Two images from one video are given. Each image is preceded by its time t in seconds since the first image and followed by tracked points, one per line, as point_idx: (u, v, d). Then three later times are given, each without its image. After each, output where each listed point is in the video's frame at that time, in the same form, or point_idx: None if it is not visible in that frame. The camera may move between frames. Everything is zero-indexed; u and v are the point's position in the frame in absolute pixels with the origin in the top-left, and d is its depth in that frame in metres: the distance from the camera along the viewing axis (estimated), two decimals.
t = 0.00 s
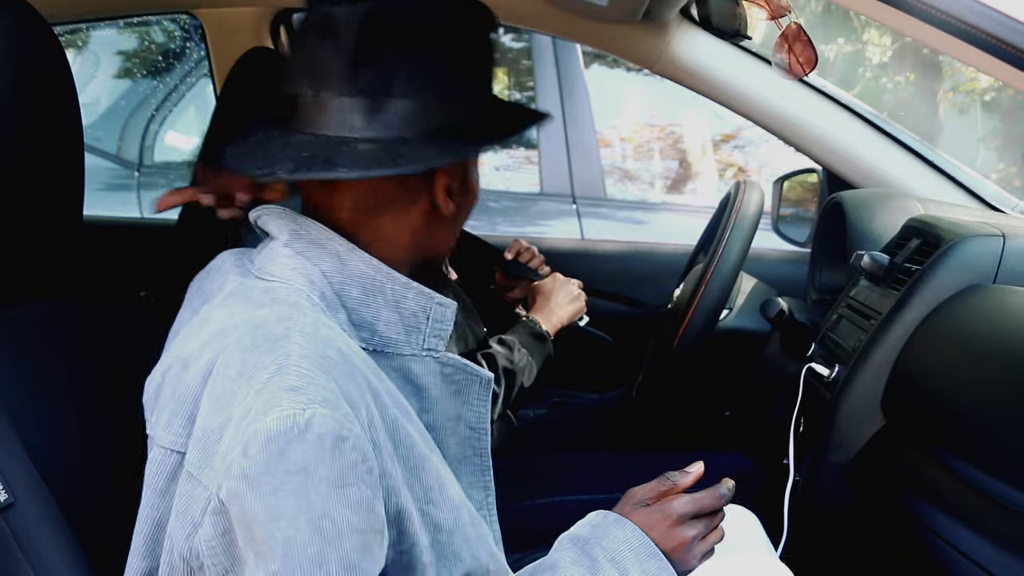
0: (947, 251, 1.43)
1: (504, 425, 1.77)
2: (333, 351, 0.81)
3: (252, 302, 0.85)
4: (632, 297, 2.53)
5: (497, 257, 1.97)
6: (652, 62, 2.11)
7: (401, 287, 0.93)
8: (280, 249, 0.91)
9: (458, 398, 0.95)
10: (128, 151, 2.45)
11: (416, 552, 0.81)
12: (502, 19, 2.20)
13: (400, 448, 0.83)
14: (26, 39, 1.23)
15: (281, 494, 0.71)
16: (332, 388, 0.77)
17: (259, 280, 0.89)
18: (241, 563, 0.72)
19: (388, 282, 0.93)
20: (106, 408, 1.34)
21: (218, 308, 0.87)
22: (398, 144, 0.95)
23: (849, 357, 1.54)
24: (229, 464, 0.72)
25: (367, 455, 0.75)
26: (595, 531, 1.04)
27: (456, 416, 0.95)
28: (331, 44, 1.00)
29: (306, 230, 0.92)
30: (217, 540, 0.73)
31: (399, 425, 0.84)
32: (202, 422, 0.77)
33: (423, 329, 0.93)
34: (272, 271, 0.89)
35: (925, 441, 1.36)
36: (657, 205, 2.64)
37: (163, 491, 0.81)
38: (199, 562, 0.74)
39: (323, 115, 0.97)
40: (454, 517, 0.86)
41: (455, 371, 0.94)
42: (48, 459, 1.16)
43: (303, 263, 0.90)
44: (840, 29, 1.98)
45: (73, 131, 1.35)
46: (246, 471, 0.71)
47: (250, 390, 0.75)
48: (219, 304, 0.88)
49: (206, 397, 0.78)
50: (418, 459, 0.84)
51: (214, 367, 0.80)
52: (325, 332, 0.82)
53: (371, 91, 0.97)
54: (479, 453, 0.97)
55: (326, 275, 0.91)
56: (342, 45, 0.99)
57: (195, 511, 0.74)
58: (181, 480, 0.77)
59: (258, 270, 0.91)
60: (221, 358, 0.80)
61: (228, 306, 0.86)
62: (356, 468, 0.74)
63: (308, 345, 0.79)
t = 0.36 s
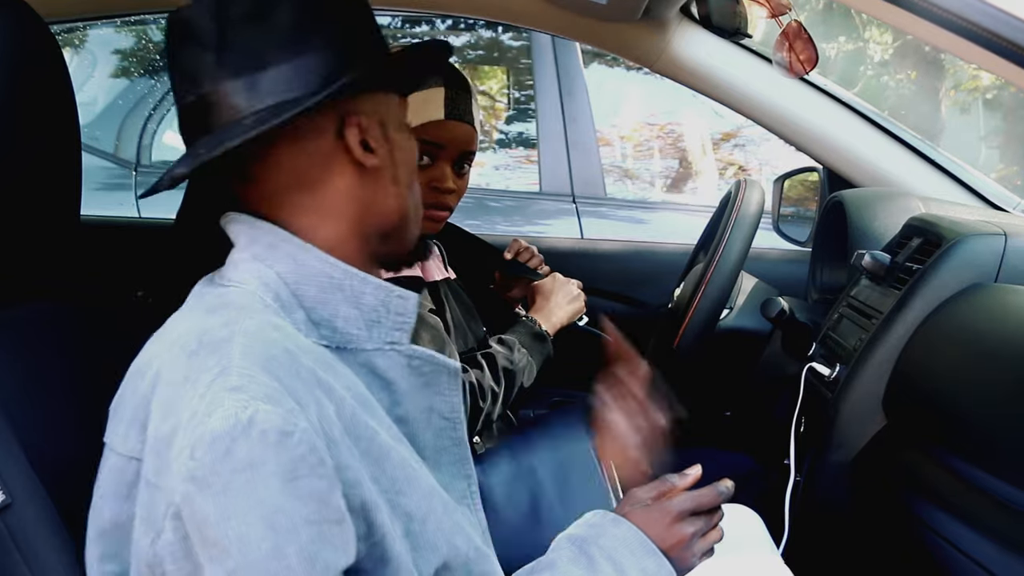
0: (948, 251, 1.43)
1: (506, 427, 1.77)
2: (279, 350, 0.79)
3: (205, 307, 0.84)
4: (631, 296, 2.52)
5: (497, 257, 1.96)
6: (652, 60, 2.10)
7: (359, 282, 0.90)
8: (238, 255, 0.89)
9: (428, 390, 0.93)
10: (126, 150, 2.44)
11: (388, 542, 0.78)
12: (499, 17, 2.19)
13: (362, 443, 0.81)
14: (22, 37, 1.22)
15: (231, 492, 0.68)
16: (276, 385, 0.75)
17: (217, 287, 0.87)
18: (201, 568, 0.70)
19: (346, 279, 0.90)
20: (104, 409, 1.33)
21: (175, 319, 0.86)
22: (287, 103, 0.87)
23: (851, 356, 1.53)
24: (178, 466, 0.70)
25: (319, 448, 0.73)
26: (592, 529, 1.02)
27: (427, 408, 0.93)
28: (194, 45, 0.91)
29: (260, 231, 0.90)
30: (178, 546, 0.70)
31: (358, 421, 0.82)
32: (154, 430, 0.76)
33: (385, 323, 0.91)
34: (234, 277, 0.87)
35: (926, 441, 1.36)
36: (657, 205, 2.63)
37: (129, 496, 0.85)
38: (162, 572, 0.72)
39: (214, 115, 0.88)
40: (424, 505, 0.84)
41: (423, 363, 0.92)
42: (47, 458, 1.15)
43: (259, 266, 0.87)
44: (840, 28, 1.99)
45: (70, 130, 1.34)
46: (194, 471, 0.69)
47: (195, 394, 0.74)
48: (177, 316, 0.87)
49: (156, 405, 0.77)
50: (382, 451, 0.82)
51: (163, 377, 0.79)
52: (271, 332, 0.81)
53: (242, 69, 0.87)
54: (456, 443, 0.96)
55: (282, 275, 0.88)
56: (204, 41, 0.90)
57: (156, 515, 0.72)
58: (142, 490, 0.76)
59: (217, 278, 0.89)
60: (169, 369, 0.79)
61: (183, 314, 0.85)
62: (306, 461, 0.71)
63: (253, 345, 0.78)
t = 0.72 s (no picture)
0: (947, 251, 1.43)
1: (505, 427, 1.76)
2: (254, 346, 0.81)
3: (184, 309, 0.86)
4: (631, 296, 2.52)
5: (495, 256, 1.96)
6: (651, 61, 2.11)
7: (337, 282, 0.92)
8: (215, 260, 0.90)
9: (410, 385, 0.97)
10: (126, 150, 2.45)
11: (376, 536, 0.80)
12: (499, 18, 2.19)
13: (344, 437, 0.84)
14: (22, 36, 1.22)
15: (212, 486, 0.70)
16: (252, 379, 0.77)
17: (194, 292, 0.90)
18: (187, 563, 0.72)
19: (323, 279, 0.92)
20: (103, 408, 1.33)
21: (156, 324, 0.88)
22: (305, 110, 0.91)
23: (850, 356, 1.54)
24: (161, 464, 0.72)
25: (297, 440, 0.75)
26: (589, 527, 1.03)
27: (411, 404, 0.98)
28: (213, 42, 0.93)
29: (237, 236, 0.91)
30: (166, 542, 0.73)
31: (338, 414, 0.84)
32: (137, 430, 0.78)
33: (362, 321, 0.94)
34: (210, 280, 0.89)
35: (925, 442, 1.36)
36: (656, 205, 2.63)
37: (114, 495, 0.88)
38: (153, 567, 0.75)
39: (223, 113, 0.92)
40: (409, 500, 0.86)
41: (403, 359, 0.96)
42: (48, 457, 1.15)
43: (236, 270, 0.89)
44: (839, 28, 1.99)
45: (70, 130, 1.34)
46: (175, 467, 0.71)
47: (174, 392, 0.76)
48: (159, 319, 0.89)
49: (136, 405, 0.79)
50: (364, 444, 0.85)
51: (142, 378, 0.81)
52: (247, 333, 0.82)
53: (264, 71, 0.92)
54: (442, 439, 1.00)
55: (259, 279, 0.89)
56: (224, 39, 0.93)
57: (145, 513, 0.75)
58: (128, 488, 0.79)
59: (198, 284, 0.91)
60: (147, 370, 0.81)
61: (164, 319, 0.87)
62: (285, 452, 0.73)
63: (228, 343, 0.80)
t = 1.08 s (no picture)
0: (947, 251, 1.43)
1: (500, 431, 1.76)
2: (259, 347, 0.81)
3: (187, 310, 0.86)
4: (631, 297, 2.52)
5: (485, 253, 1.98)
6: (651, 61, 2.11)
7: (342, 281, 0.92)
8: (221, 260, 0.90)
9: (416, 386, 0.97)
10: (125, 151, 2.45)
11: (379, 539, 0.80)
12: (498, 17, 2.19)
13: (348, 439, 0.83)
14: (19, 37, 1.22)
15: (214, 487, 0.70)
16: (256, 381, 0.77)
17: (199, 291, 0.89)
18: (189, 565, 0.72)
19: (328, 279, 0.91)
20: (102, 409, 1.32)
21: (160, 323, 0.88)
22: (314, 112, 0.91)
23: (850, 356, 1.53)
24: (164, 464, 0.72)
25: (301, 442, 0.74)
26: (590, 529, 1.03)
27: (417, 404, 0.97)
28: (223, 42, 0.92)
29: (243, 236, 0.91)
30: (167, 544, 0.73)
31: (342, 416, 0.84)
32: (141, 431, 0.78)
33: (369, 321, 0.94)
34: (215, 280, 0.88)
35: (924, 441, 1.36)
36: (657, 205, 2.64)
37: (116, 496, 0.88)
38: (154, 568, 0.75)
39: (228, 113, 0.92)
40: (412, 502, 0.86)
41: (410, 359, 0.97)
42: (47, 457, 1.15)
43: (241, 269, 0.89)
44: (839, 29, 1.98)
45: (69, 130, 1.34)
46: (178, 468, 0.71)
47: (178, 392, 0.75)
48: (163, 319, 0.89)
49: (140, 406, 0.80)
50: (367, 446, 0.84)
51: (147, 378, 0.81)
52: (251, 334, 0.82)
53: (274, 73, 0.91)
54: (447, 440, 1.00)
55: (264, 278, 0.89)
56: (234, 39, 0.92)
57: (147, 514, 0.75)
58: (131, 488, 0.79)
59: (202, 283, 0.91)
60: (152, 369, 0.81)
61: (167, 319, 0.87)
62: (288, 454, 0.73)
63: (233, 344, 0.80)
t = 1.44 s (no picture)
0: (947, 252, 1.43)
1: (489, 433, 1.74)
2: (265, 349, 0.81)
3: (194, 312, 0.86)
4: (632, 297, 2.52)
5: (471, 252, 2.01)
6: (651, 61, 2.10)
7: (349, 283, 0.92)
8: (228, 259, 0.90)
9: (422, 389, 0.97)
10: (125, 152, 2.45)
11: (382, 543, 0.80)
12: (499, 17, 2.19)
13: (353, 442, 0.83)
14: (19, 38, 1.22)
15: (219, 490, 0.70)
16: (262, 384, 0.76)
17: (206, 290, 0.89)
18: (192, 568, 0.72)
19: (335, 280, 0.91)
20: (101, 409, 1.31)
21: (165, 323, 0.88)
22: (327, 113, 0.91)
23: (851, 356, 1.53)
24: (168, 467, 0.72)
25: (306, 445, 0.74)
26: (591, 530, 1.02)
27: (422, 406, 0.97)
28: (238, 41, 0.92)
29: (250, 236, 0.91)
30: (170, 546, 0.73)
31: (348, 419, 0.84)
32: (145, 432, 0.78)
33: (375, 323, 0.93)
34: (221, 281, 0.89)
35: (924, 441, 1.36)
36: (656, 205, 2.64)
37: (120, 497, 0.88)
38: (157, 571, 0.75)
39: (232, 115, 0.92)
40: (417, 506, 0.86)
41: (416, 362, 0.96)
42: (46, 458, 1.14)
43: (249, 270, 0.89)
44: (839, 29, 1.93)
45: (69, 131, 1.34)
46: (182, 470, 0.71)
47: (184, 395, 0.75)
48: (169, 318, 0.89)
49: (145, 406, 0.80)
50: (373, 449, 0.84)
51: (153, 378, 0.81)
52: (257, 336, 0.82)
53: (286, 73, 0.91)
54: (451, 443, 1.00)
55: (271, 279, 0.89)
56: (249, 39, 0.91)
57: (151, 517, 0.75)
58: (134, 489, 0.79)
59: (209, 282, 0.91)
60: (157, 371, 0.81)
61: (173, 320, 0.87)
62: (292, 459, 0.72)
63: (239, 346, 0.80)
